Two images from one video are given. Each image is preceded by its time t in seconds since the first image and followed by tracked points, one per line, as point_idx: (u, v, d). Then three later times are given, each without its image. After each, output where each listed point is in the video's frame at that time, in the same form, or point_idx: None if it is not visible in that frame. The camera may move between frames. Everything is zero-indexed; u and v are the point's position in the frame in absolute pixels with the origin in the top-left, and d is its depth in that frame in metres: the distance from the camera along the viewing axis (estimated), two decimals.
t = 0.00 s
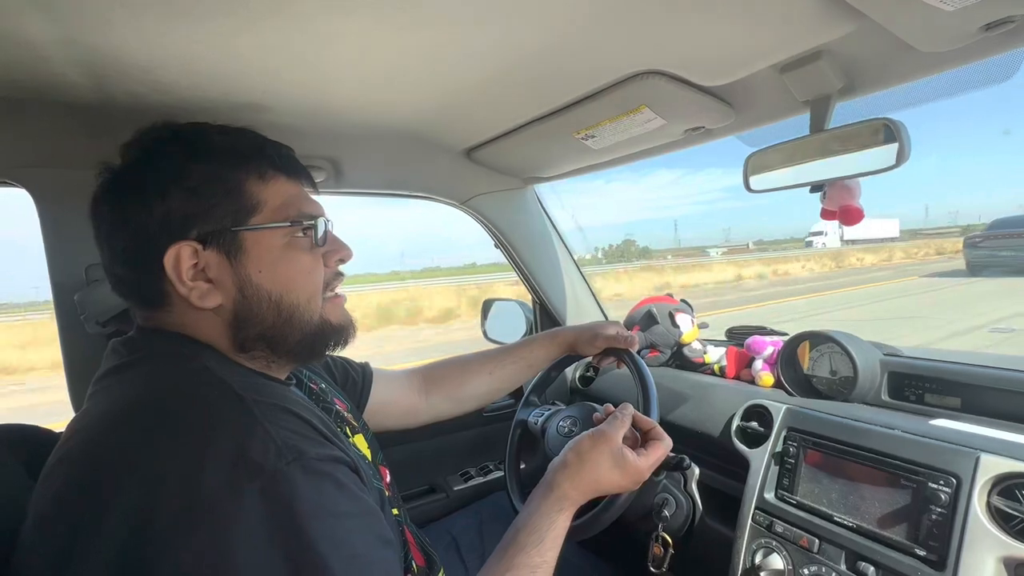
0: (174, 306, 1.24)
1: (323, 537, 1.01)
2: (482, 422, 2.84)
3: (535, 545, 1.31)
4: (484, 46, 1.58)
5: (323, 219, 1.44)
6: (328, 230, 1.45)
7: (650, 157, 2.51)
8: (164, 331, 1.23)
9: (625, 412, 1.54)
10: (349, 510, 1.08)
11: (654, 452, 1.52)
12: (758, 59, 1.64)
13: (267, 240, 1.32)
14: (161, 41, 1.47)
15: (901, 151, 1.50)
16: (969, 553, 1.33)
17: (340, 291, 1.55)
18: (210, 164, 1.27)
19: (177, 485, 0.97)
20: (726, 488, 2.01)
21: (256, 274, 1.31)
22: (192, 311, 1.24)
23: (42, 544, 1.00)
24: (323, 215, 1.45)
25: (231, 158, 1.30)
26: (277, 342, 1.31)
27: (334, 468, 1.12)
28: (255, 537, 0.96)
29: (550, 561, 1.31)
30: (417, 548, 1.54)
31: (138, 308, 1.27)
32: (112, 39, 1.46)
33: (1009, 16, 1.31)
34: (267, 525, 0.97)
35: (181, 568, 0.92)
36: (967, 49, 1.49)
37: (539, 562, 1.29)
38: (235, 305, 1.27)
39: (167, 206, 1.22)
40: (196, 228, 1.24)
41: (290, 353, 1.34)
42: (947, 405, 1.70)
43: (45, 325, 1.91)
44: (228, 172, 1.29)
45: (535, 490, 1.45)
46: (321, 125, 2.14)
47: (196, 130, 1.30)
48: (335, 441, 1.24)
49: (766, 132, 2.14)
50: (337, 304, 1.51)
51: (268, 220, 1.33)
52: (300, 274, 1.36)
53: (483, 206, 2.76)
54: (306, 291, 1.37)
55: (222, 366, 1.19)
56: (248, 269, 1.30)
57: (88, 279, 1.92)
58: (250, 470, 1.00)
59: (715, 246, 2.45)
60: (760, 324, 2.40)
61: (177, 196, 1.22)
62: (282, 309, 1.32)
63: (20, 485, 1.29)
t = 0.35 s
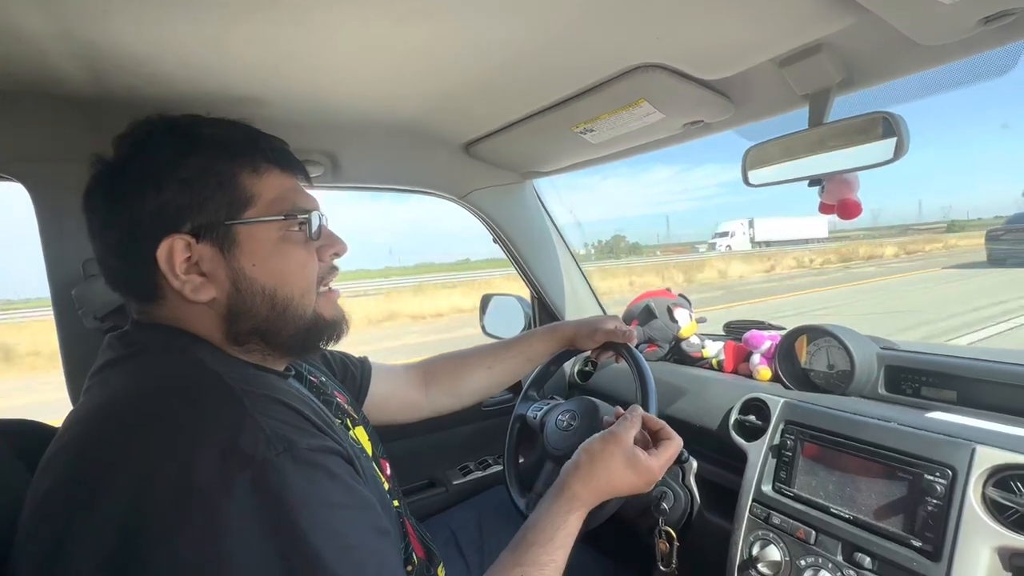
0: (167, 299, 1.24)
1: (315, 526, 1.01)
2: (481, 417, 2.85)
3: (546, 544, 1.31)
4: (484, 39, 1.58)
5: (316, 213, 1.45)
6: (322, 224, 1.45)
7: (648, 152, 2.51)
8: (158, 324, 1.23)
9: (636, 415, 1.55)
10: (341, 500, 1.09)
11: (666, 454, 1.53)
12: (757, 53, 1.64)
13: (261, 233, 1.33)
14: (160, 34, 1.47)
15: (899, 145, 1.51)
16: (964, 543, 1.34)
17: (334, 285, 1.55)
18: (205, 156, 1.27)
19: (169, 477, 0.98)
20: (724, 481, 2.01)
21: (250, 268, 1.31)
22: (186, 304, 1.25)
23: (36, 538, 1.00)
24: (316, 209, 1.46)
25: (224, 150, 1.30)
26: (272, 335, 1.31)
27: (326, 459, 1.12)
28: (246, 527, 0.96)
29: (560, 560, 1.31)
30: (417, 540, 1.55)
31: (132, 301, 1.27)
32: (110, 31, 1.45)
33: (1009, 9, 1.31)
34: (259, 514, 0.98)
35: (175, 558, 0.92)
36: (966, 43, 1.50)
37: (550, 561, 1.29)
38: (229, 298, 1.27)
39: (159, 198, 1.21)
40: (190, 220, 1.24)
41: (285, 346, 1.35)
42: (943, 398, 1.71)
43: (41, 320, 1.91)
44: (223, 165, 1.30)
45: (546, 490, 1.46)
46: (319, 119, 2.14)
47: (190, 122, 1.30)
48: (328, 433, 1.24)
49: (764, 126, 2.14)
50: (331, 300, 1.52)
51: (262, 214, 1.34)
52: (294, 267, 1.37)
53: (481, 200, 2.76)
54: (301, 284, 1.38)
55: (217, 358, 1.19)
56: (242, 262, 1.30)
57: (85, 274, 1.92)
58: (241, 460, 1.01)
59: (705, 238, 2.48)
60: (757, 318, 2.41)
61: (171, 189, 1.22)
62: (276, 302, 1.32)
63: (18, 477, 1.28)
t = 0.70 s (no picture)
0: (163, 296, 1.25)
1: (319, 519, 1.02)
2: (481, 413, 2.86)
3: (534, 522, 1.32)
4: (483, 36, 1.58)
5: (312, 209, 1.45)
6: (317, 220, 1.46)
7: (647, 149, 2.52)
8: (156, 322, 1.24)
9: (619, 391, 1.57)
10: (344, 494, 1.09)
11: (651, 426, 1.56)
12: (756, 50, 1.65)
13: (257, 229, 1.33)
14: (162, 32, 1.48)
15: (896, 142, 1.52)
16: (959, 536, 1.36)
17: (331, 280, 1.56)
18: (199, 152, 1.27)
19: (174, 474, 0.98)
20: (722, 476, 2.03)
21: (247, 264, 1.32)
22: (182, 300, 1.26)
23: (38, 535, 1.01)
24: (313, 205, 1.46)
25: (217, 146, 1.30)
26: (270, 331, 1.32)
27: (329, 453, 1.13)
28: (253, 522, 0.97)
29: (549, 540, 1.32)
30: (417, 535, 1.56)
31: (130, 299, 1.28)
32: (110, 28, 1.46)
33: (1006, 6, 1.32)
34: (264, 509, 0.99)
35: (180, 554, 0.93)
36: (963, 41, 1.50)
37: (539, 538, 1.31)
38: (225, 295, 1.28)
39: (153, 195, 1.22)
40: (185, 217, 1.25)
41: (283, 342, 1.36)
42: (940, 393, 1.72)
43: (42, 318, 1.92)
44: (218, 161, 1.30)
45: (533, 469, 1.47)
46: (319, 116, 2.15)
47: (183, 118, 1.30)
48: (329, 427, 1.25)
49: (763, 123, 2.15)
50: (328, 294, 1.52)
51: (257, 210, 1.34)
52: (290, 262, 1.37)
53: (481, 197, 2.77)
54: (298, 280, 1.39)
55: (216, 355, 1.20)
56: (238, 259, 1.31)
57: (85, 272, 1.93)
58: (246, 456, 1.02)
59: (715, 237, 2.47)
60: (756, 315, 2.42)
61: (165, 186, 1.23)
62: (274, 299, 1.33)
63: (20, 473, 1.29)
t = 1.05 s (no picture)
0: (166, 290, 1.24)
1: (325, 507, 1.02)
2: (482, 409, 2.86)
3: (532, 500, 1.32)
4: (484, 29, 1.58)
5: (316, 208, 1.44)
6: (321, 219, 1.45)
7: (647, 142, 2.50)
8: (158, 316, 1.23)
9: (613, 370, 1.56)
10: (348, 483, 1.09)
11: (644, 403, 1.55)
12: (758, 41, 1.64)
13: (261, 227, 1.32)
14: (161, 25, 1.47)
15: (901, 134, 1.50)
16: (963, 529, 1.35)
17: (334, 278, 1.55)
18: (205, 147, 1.27)
19: (180, 464, 0.98)
20: (724, 470, 2.03)
21: (249, 260, 1.31)
22: (185, 295, 1.25)
23: (45, 530, 1.01)
24: (316, 205, 1.45)
25: (225, 142, 1.30)
26: (272, 328, 1.32)
27: (332, 443, 1.13)
28: (260, 509, 0.97)
29: (548, 514, 1.33)
30: (420, 531, 1.56)
31: (134, 293, 1.27)
32: (110, 21, 1.45)
33: None
34: (271, 495, 0.98)
35: (186, 545, 0.92)
36: (966, 31, 1.50)
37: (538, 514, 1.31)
38: (228, 291, 1.27)
39: (159, 190, 1.21)
40: (190, 212, 1.24)
41: (284, 339, 1.35)
42: (942, 387, 1.72)
43: (40, 314, 1.91)
44: (224, 157, 1.30)
45: (528, 450, 1.47)
46: (318, 110, 2.14)
47: (192, 113, 1.29)
48: (331, 418, 1.25)
49: (765, 115, 2.14)
50: (331, 292, 1.51)
51: (262, 207, 1.33)
52: (294, 260, 1.36)
53: (481, 192, 2.76)
54: (301, 278, 1.38)
55: (220, 350, 1.19)
56: (242, 255, 1.30)
57: (83, 269, 1.92)
58: (251, 446, 1.01)
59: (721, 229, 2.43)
60: (757, 309, 2.41)
61: (172, 180, 1.22)
62: (276, 296, 1.32)
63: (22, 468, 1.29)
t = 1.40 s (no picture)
0: (163, 288, 1.25)
1: (321, 502, 1.03)
2: (480, 406, 2.86)
3: (526, 492, 1.33)
4: (483, 27, 1.58)
5: (314, 206, 1.44)
6: (318, 218, 1.45)
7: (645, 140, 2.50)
8: (154, 315, 1.24)
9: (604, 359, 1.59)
10: (344, 479, 1.10)
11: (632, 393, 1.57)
12: (756, 40, 1.64)
13: (258, 225, 1.32)
14: (158, 22, 1.47)
15: (897, 134, 1.52)
16: (956, 526, 1.36)
17: (332, 276, 1.55)
18: (201, 145, 1.27)
19: (176, 461, 0.98)
20: (721, 467, 2.03)
21: (246, 259, 1.31)
22: (181, 293, 1.25)
23: (42, 526, 1.01)
24: (313, 203, 1.45)
25: (222, 140, 1.30)
26: (268, 326, 1.32)
27: (328, 440, 1.14)
28: (256, 503, 0.97)
29: (541, 505, 1.34)
30: (417, 528, 1.56)
31: (130, 291, 1.27)
32: (107, 19, 1.45)
33: None
34: (268, 489, 0.99)
35: (182, 541, 0.93)
36: (964, 29, 1.50)
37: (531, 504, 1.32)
38: (224, 289, 1.28)
39: (155, 188, 1.22)
40: (187, 210, 1.24)
41: (281, 336, 1.36)
42: (938, 384, 1.72)
43: (39, 312, 1.92)
44: (221, 155, 1.30)
45: (521, 444, 1.48)
46: (315, 108, 2.14)
47: (189, 112, 1.29)
48: (327, 415, 1.26)
49: (763, 113, 2.14)
50: (330, 290, 1.51)
51: (259, 205, 1.33)
52: (290, 258, 1.36)
53: (479, 189, 2.76)
54: (297, 276, 1.38)
55: (215, 348, 1.19)
56: (238, 253, 1.30)
57: (81, 266, 1.93)
58: (248, 443, 1.02)
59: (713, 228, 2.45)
60: (755, 306, 2.42)
61: (170, 178, 1.23)
62: (273, 294, 1.32)
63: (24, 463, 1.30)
